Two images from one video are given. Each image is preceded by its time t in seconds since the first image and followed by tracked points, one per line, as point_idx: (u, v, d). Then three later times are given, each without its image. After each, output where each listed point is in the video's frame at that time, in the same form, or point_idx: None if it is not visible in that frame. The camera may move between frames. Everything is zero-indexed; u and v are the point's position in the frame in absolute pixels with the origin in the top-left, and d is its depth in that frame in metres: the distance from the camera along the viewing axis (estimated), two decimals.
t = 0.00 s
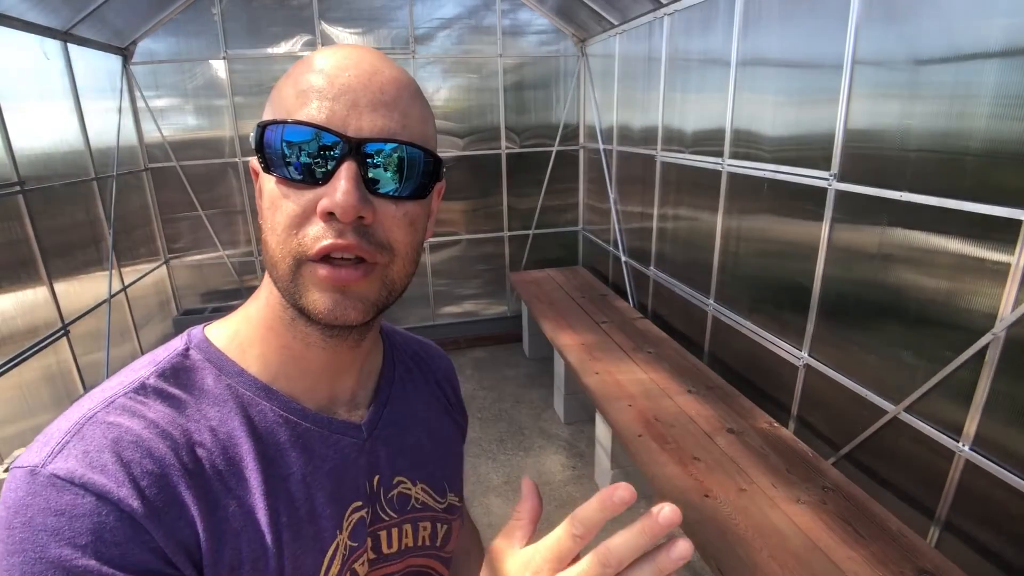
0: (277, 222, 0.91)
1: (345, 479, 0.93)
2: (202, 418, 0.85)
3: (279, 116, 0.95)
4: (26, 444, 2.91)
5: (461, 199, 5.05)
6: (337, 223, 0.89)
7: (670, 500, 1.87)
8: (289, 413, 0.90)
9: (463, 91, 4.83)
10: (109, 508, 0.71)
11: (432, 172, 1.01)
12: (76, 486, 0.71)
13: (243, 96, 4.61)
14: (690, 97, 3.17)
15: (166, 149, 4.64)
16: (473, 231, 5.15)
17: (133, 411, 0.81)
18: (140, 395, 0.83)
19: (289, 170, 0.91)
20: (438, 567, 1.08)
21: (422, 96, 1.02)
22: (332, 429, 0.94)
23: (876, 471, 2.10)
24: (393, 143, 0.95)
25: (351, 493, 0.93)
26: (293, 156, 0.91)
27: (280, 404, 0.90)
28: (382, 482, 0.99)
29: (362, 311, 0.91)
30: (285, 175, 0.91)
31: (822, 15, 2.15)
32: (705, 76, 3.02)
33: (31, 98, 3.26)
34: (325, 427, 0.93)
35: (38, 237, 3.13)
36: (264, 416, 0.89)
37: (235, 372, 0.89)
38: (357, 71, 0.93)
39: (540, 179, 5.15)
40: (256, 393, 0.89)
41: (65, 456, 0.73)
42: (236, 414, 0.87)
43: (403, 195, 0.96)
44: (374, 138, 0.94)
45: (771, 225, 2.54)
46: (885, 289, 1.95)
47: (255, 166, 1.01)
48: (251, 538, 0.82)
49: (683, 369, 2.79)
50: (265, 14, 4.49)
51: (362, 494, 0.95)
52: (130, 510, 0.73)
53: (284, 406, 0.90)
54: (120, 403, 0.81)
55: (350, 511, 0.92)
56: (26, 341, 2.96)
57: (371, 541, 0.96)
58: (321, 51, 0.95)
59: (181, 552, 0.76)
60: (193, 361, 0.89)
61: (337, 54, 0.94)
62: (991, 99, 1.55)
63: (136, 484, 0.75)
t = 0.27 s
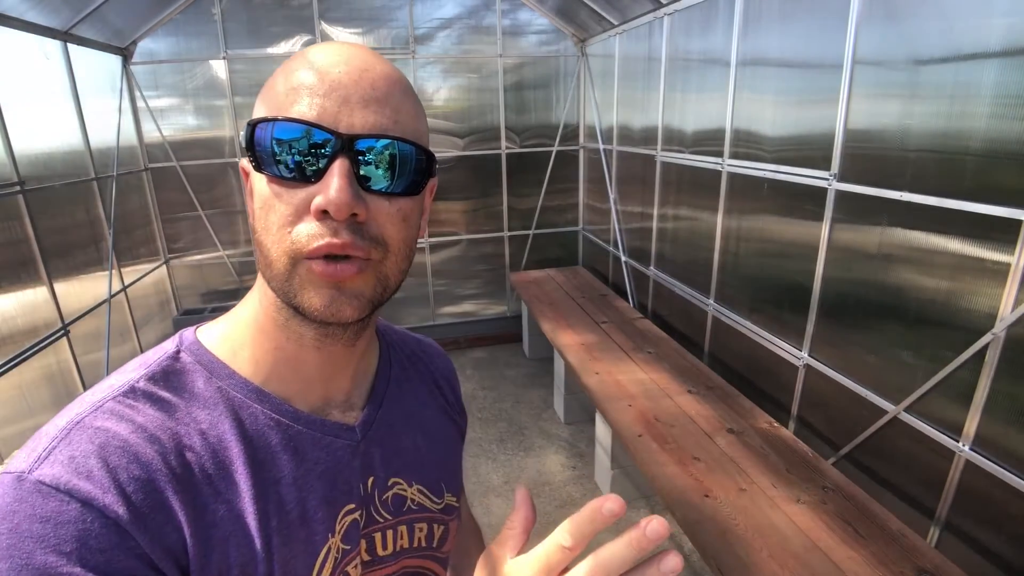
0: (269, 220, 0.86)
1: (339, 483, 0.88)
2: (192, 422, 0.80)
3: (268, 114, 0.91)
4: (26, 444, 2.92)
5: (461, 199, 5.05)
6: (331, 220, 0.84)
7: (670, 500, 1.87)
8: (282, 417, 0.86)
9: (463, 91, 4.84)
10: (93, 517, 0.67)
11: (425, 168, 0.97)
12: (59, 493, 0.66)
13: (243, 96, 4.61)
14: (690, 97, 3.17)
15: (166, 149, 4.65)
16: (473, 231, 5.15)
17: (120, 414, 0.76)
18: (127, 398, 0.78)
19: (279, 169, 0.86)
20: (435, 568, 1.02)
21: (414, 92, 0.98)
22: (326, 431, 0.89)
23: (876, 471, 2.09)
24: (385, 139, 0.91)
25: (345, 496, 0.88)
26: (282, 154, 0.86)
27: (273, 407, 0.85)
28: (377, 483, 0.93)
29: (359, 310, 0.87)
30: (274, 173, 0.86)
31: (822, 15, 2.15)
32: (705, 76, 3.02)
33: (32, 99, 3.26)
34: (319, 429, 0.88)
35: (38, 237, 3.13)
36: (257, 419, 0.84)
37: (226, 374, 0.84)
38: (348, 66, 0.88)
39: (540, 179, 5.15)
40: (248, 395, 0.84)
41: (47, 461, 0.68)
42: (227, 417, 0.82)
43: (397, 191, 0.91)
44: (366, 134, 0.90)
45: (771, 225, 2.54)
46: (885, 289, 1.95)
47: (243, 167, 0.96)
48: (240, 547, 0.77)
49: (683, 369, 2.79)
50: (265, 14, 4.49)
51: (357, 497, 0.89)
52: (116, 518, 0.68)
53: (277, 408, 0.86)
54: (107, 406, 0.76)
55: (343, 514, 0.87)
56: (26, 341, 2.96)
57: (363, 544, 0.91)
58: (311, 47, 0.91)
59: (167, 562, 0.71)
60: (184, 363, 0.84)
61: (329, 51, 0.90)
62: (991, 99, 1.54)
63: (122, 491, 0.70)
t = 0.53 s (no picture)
0: (254, 227, 0.84)
1: (325, 498, 0.87)
2: (175, 439, 0.78)
3: (253, 116, 0.90)
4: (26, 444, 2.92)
5: (461, 199, 5.06)
6: (318, 227, 0.83)
7: (670, 500, 1.88)
8: (267, 432, 0.84)
9: (463, 91, 4.84)
10: (71, 543, 0.66)
11: (415, 173, 0.95)
12: (38, 518, 0.65)
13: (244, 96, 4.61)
14: (690, 97, 3.17)
15: (166, 149, 4.65)
16: (473, 231, 5.15)
17: (100, 432, 0.74)
18: (108, 414, 0.76)
19: (265, 174, 0.85)
20: None
21: (403, 96, 0.97)
22: (312, 445, 0.87)
23: (876, 471, 2.10)
24: (374, 144, 0.90)
25: (330, 510, 0.87)
26: (268, 159, 0.85)
27: (257, 422, 0.84)
28: (363, 497, 0.91)
29: (347, 321, 0.85)
30: (261, 178, 0.85)
31: (822, 15, 2.15)
32: (705, 76, 3.02)
33: (32, 98, 3.26)
34: (304, 444, 0.87)
35: (38, 237, 3.13)
36: (240, 435, 0.82)
37: (209, 388, 0.83)
38: (336, 69, 0.87)
39: (540, 179, 5.16)
40: (233, 410, 0.83)
41: (24, 484, 0.67)
42: (210, 433, 0.81)
43: (386, 198, 0.90)
44: (354, 139, 0.89)
45: (771, 225, 2.54)
46: (885, 289, 1.95)
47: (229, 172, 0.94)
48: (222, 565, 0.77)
49: (683, 369, 2.79)
50: (265, 14, 4.49)
51: (343, 511, 0.88)
52: (95, 543, 0.67)
53: (261, 424, 0.84)
54: (86, 424, 0.75)
55: (329, 529, 0.86)
56: (26, 341, 2.96)
57: (348, 558, 0.89)
58: (300, 51, 0.90)
59: None
60: (167, 377, 0.82)
61: (316, 53, 0.89)
62: (991, 99, 1.55)
63: (102, 514, 0.69)
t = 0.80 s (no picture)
0: (176, 231, 0.82)
1: (275, 512, 0.86)
2: (107, 466, 0.77)
3: (170, 113, 0.87)
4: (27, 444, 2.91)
5: (461, 199, 5.06)
6: (246, 224, 0.81)
7: (670, 500, 1.87)
8: (207, 451, 0.83)
9: (462, 91, 4.84)
10: None
11: (346, 165, 0.94)
12: None
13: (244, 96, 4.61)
14: (690, 97, 3.17)
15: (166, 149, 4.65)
16: (473, 231, 5.15)
17: (24, 465, 0.73)
18: (34, 445, 0.75)
19: (184, 173, 0.82)
20: None
21: (328, 87, 0.97)
22: (257, 460, 0.86)
23: (876, 471, 2.10)
24: (299, 135, 0.88)
25: (282, 524, 0.86)
26: (185, 157, 0.82)
27: (197, 440, 0.83)
28: (318, 507, 0.91)
29: (285, 319, 0.84)
30: (181, 176, 0.82)
31: (822, 15, 2.15)
32: (705, 76, 3.02)
33: (32, 98, 3.26)
34: (249, 460, 0.86)
35: (38, 237, 3.13)
36: (177, 456, 0.81)
37: (143, 409, 0.82)
38: (256, 58, 0.86)
39: (540, 179, 5.15)
40: (169, 430, 0.82)
41: None
42: (145, 456, 0.79)
43: (318, 189, 0.89)
44: (277, 130, 0.87)
45: (771, 225, 2.55)
46: (886, 289, 1.95)
47: (147, 178, 0.91)
48: None
49: (683, 369, 2.79)
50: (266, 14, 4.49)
51: (296, 525, 0.87)
52: None
53: (201, 441, 0.83)
54: (11, 458, 0.73)
55: (282, 543, 0.86)
56: (26, 341, 2.96)
57: (307, 569, 0.89)
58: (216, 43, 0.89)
59: None
60: (98, 403, 0.80)
61: (233, 44, 0.88)
62: (991, 99, 1.55)
63: (24, 553, 0.69)
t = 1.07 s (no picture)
0: (151, 242, 0.82)
1: (260, 518, 0.87)
2: (97, 477, 0.79)
3: (138, 123, 0.88)
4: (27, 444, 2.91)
5: (461, 199, 5.06)
6: (219, 231, 0.82)
7: (671, 500, 1.87)
8: (193, 461, 0.85)
9: (462, 91, 4.84)
10: None
11: (318, 168, 0.94)
12: None
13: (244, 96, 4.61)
14: (691, 97, 3.17)
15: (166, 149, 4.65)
16: (473, 231, 5.15)
17: (18, 476, 0.75)
18: (27, 457, 0.77)
19: (153, 182, 0.83)
20: None
21: (295, 86, 0.96)
22: (243, 467, 0.88)
23: (876, 471, 2.09)
24: (267, 139, 0.88)
25: (267, 529, 0.87)
26: (154, 165, 0.83)
27: (184, 450, 0.84)
28: (305, 510, 0.92)
29: (265, 323, 0.85)
30: (151, 188, 0.82)
31: (822, 15, 2.15)
32: (705, 76, 3.02)
33: (31, 98, 3.26)
34: (235, 467, 0.87)
35: (38, 237, 3.13)
36: (165, 466, 0.83)
37: (132, 420, 0.83)
38: (218, 66, 0.86)
39: (540, 179, 5.15)
40: (157, 440, 0.83)
41: None
42: (133, 467, 0.81)
43: (290, 193, 0.89)
44: (245, 135, 0.87)
45: (771, 225, 2.55)
46: (886, 289, 1.95)
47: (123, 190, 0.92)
48: None
49: (684, 369, 2.79)
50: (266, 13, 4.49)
51: (281, 529, 0.89)
52: None
53: (188, 450, 0.85)
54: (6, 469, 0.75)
55: (267, 547, 0.87)
56: (26, 341, 2.96)
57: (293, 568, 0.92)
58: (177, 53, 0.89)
59: None
60: (91, 415, 0.82)
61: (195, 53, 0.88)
62: (992, 99, 1.54)
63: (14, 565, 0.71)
